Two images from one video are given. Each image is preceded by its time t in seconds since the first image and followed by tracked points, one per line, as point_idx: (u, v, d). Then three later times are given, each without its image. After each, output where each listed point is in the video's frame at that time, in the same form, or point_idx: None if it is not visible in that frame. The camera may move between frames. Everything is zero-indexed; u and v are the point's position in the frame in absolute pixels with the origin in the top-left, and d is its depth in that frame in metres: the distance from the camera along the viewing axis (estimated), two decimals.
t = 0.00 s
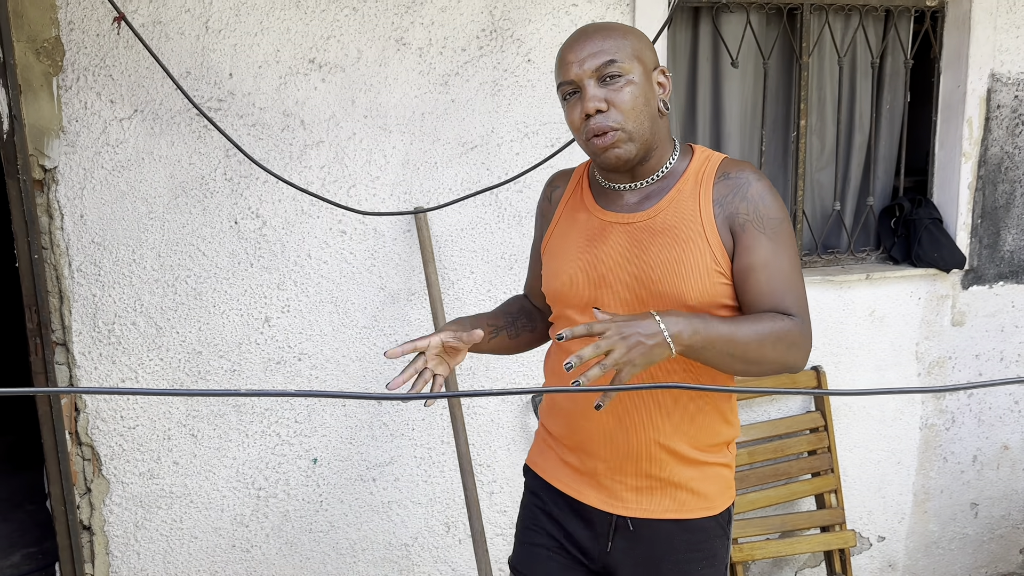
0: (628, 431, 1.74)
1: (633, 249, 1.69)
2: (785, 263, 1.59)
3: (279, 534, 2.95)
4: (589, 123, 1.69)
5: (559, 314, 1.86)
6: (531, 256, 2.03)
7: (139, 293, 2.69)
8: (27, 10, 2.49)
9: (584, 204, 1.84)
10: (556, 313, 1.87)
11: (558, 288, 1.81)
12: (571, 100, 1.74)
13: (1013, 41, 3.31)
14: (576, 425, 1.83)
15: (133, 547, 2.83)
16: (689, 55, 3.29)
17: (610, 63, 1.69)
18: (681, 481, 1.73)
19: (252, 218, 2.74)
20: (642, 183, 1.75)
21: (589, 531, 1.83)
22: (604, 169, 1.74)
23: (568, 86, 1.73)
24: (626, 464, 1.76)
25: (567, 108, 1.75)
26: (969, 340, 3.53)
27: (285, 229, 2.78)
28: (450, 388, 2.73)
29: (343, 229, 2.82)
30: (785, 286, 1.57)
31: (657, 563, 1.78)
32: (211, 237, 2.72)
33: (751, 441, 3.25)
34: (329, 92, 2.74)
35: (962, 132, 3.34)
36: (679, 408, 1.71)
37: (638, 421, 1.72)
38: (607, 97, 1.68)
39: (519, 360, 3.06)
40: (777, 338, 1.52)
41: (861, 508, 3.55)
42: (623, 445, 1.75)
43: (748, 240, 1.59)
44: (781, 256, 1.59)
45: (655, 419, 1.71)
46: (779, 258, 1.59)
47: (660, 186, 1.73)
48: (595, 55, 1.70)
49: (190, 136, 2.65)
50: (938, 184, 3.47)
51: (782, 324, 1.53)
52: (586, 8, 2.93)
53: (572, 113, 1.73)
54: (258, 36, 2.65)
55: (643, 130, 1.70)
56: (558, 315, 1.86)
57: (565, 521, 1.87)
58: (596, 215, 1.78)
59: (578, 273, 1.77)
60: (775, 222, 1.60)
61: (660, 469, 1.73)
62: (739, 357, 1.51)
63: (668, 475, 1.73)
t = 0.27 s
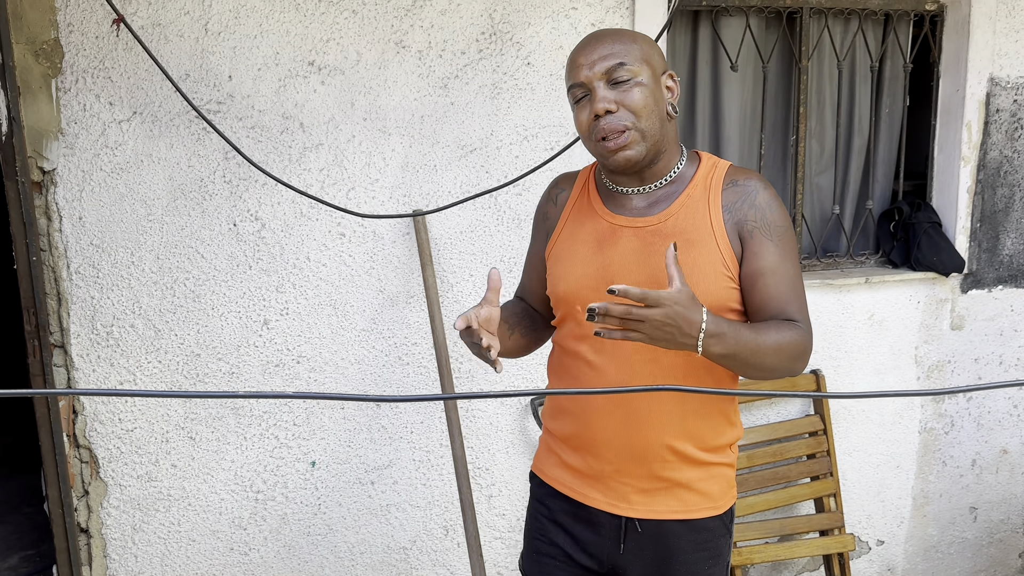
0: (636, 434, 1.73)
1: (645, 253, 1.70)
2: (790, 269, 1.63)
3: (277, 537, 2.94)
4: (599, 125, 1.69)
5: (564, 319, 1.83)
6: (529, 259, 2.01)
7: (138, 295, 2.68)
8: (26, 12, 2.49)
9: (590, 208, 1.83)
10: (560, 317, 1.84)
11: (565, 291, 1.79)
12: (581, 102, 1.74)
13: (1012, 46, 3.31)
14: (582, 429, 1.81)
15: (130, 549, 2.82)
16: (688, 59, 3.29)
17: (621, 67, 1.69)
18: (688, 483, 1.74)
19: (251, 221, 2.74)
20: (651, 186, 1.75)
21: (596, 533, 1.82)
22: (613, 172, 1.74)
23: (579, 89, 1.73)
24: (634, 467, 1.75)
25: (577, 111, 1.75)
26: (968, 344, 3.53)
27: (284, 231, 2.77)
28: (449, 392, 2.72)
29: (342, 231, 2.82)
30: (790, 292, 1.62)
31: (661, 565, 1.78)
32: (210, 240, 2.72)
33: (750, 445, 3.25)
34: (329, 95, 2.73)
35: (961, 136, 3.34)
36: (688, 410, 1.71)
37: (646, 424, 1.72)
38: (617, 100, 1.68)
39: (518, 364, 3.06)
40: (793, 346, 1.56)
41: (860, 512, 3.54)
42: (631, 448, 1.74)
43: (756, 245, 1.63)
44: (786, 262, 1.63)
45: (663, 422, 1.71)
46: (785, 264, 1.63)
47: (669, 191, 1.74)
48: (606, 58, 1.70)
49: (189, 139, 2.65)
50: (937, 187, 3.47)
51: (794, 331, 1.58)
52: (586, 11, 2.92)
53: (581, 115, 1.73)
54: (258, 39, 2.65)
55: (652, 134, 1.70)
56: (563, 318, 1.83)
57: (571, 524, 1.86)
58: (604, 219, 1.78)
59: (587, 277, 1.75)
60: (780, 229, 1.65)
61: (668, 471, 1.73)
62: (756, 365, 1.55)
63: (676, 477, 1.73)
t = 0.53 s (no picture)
0: (637, 433, 1.73)
1: (649, 256, 1.70)
2: (789, 273, 1.64)
3: (276, 540, 2.94)
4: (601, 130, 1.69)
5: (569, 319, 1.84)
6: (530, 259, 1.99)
7: (137, 297, 2.68)
8: (27, 14, 2.49)
9: (595, 209, 1.83)
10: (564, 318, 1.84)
11: (570, 292, 1.78)
12: (585, 106, 1.74)
13: (1012, 50, 3.32)
14: (584, 428, 1.80)
15: (129, 552, 2.82)
16: (688, 62, 3.29)
17: (625, 72, 1.69)
18: (689, 482, 1.74)
19: (250, 224, 2.74)
20: (654, 190, 1.75)
21: (596, 532, 1.81)
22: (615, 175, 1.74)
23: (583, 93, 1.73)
24: (635, 466, 1.75)
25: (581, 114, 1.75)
26: (967, 348, 3.53)
27: (283, 234, 2.78)
28: (448, 395, 2.72)
29: (341, 234, 2.82)
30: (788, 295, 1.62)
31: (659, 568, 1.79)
32: (209, 242, 2.72)
33: (749, 448, 3.25)
34: (329, 98, 2.74)
35: (960, 140, 3.34)
36: (688, 410, 1.72)
37: (649, 424, 1.72)
38: (621, 105, 1.68)
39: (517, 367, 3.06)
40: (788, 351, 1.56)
41: (859, 516, 3.54)
42: (631, 446, 1.74)
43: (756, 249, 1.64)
44: (786, 267, 1.63)
45: (666, 422, 1.71)
46: (784, 268, 1.63)
47: (674, 194, 1.74)
48: (612, 63, 1.70)
49: (189, 141, 2.65)
50: (937, 191, 3.48)
51: (789, 336, 1.58)
52: (585, 15, 2.93)
53: (584, 119, 1.73)
54: (258, 42, 2.66)
55: (654, 139, 1.70)
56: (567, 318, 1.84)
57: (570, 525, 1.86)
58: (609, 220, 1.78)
59: (591, 278, 1.75)
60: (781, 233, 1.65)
61: (667, 470, 1.74)
62: (751, 370, 1.56)
63: (675, 476, 1.74)
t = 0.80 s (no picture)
0: (636, 433, 1.73)
1: (652, 257, 1.70)
2: (784, 276, 1.63)
3: (275, 542, 2.93)
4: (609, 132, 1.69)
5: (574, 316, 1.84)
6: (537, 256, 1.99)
7: (136, 299, 2.68)
8: (26, 16, 2.49)
9: (601, 209, 1.83)
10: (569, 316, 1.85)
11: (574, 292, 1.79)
12: (592, 107, 1.74)
13: (1012, 52, 3.31)
14: (584, 426, 1.81)
15: (127, 554, 2.81)
16: (688, 65, 3.29)
17: (633, 75, 1.68)
18: (687, 483, 1.73)
19: (250, 226, 2.74)
20: (661, 192, 1.75)
21: (594, 531, 1.81)
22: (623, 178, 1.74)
23: (591, 95, 1.73)
24: (634, 465, 1.75)
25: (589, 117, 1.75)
26: (967, 351, 3.53)
27: (282, 236, 2.77)
28: (447, 398, 2.71)
29: (340, 236, 2.82)
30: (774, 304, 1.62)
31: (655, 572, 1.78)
32: (208, 244, 2.71)
33: (749, 451, 3.25)
34: (328, 99, 2.73)
35: (960, 143, 3.34)
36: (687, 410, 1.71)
37: (648, 423, 1.72)
38: (628, 108, 1.67)
39: (516, 369, 3.06)
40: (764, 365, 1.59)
41: (858, 519, 3.54)
42: (630, 446, 1.74)
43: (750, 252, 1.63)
44: (779, 272, 1.62)
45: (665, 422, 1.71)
46: (779, 271, 1.62)
47: (680, 196, 1.74)
48: (619, 66, 1.70)
49: (188, 143, 2.65)
50: (937, 194, 3.47)
51: (767, 346, 1.60)
52: (585, 17, 2.93)
53: (592, 122, 1.73)
54: (257, 44, 2.65)
55: (662, 141, 1.69)
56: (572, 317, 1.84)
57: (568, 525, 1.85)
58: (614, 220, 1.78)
59: (595, 278, 1.76)
60: (779, 235, 1.64)
61: (666, 470, 1.73)
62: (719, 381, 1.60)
63: (673, 477, 1.73)
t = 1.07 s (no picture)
0: (636, 432, 1.73)
1: (653, 258, 1.70)
2: (783, 276, 1.62)
3: (273, 544, 2.93)
4: (617, 138, 1.68)
5: (576, 317, 1.84)
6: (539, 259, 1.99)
7: (134, 300, 2.68)
8: (24, 17, 2.49)
9: (603, 210, 1.83)
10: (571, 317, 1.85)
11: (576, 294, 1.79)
12: (600, 113, 1.73)
13: (1010, 53, 3.31)
14: (585, 425, 1.81)
15: (125, 556, 2.81)
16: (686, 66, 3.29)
17: (642, 81, 1.68)
18: (688, 481, 1.73)
19: (248, 227, 2.74)
20: (664, 196, 1.74)
21: (594, 530, 1.81)
22: (628, 183, 1.74)
23: (599, 100, 1.72)
24: (635, 464, 1.75)
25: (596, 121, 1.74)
26: (966, 352, 3.53)
27: (281, 237, 2.77)
28: (446, 399, 2.71)
29: (339, 237, 2.81)
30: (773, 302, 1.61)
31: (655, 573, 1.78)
32: (206, 245, 2.71)
33: (748, 452, 3.24)
34: (326, 100, 2.73)
35: (959, 143, 3.34)
36: (687, 409, 1.71)
37: (649, 422, 1.71)
38: (636, 115, 1.67)
39: (515, 370, 3.05)
40: (761, 365, 1.58)
41: (858, 520, 3.53)
42: (630, 445, 1.74)
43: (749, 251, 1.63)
44: (777, 274, 1.62)
45: (666, 421, 1.71)
46: (777, 270, 1.62)
47: (681, 197, 1.73)
48: (629, 71, 1.68)
49: (186, 144, 2.64)
50: (935, 195, 3.47)
51: (767, 341, 1.58)
52: (583, 18, 2.93)
53: (600, 127, 1.72)
54: (255, 45, 2.65)
55: (669, 148, 1.69)
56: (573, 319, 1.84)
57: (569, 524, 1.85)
58: (616, 222, 1.78)
59: (597, 280, 1.76)
60: (778, 235, 1.64)
61: (666, 469, 1.73)
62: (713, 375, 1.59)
63: (674, 476, 1.73)
